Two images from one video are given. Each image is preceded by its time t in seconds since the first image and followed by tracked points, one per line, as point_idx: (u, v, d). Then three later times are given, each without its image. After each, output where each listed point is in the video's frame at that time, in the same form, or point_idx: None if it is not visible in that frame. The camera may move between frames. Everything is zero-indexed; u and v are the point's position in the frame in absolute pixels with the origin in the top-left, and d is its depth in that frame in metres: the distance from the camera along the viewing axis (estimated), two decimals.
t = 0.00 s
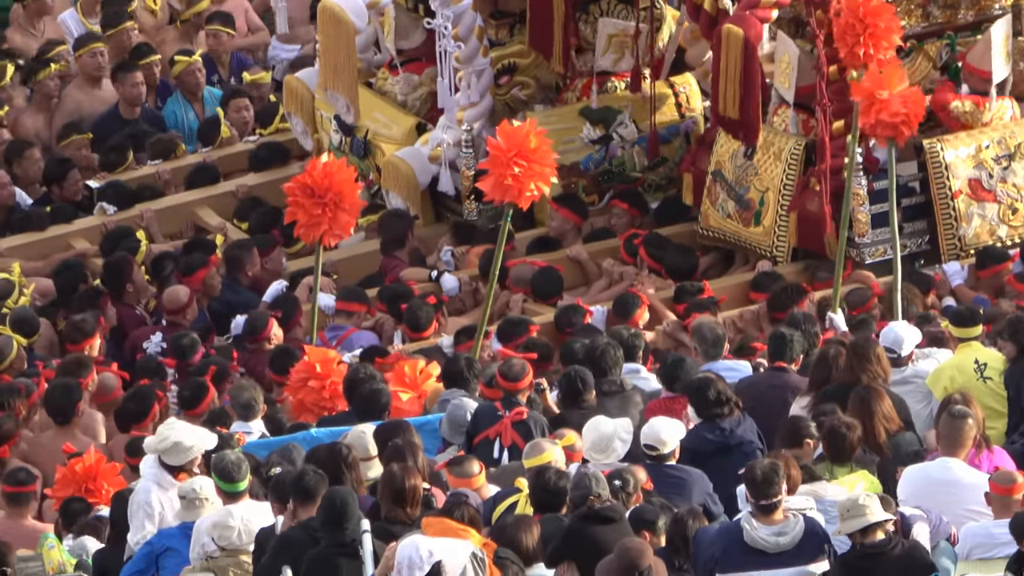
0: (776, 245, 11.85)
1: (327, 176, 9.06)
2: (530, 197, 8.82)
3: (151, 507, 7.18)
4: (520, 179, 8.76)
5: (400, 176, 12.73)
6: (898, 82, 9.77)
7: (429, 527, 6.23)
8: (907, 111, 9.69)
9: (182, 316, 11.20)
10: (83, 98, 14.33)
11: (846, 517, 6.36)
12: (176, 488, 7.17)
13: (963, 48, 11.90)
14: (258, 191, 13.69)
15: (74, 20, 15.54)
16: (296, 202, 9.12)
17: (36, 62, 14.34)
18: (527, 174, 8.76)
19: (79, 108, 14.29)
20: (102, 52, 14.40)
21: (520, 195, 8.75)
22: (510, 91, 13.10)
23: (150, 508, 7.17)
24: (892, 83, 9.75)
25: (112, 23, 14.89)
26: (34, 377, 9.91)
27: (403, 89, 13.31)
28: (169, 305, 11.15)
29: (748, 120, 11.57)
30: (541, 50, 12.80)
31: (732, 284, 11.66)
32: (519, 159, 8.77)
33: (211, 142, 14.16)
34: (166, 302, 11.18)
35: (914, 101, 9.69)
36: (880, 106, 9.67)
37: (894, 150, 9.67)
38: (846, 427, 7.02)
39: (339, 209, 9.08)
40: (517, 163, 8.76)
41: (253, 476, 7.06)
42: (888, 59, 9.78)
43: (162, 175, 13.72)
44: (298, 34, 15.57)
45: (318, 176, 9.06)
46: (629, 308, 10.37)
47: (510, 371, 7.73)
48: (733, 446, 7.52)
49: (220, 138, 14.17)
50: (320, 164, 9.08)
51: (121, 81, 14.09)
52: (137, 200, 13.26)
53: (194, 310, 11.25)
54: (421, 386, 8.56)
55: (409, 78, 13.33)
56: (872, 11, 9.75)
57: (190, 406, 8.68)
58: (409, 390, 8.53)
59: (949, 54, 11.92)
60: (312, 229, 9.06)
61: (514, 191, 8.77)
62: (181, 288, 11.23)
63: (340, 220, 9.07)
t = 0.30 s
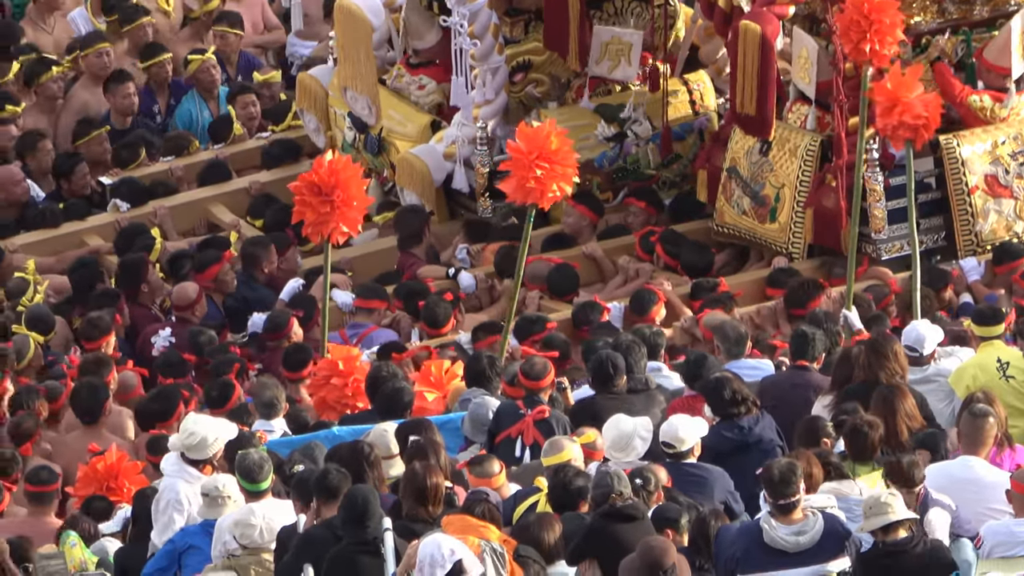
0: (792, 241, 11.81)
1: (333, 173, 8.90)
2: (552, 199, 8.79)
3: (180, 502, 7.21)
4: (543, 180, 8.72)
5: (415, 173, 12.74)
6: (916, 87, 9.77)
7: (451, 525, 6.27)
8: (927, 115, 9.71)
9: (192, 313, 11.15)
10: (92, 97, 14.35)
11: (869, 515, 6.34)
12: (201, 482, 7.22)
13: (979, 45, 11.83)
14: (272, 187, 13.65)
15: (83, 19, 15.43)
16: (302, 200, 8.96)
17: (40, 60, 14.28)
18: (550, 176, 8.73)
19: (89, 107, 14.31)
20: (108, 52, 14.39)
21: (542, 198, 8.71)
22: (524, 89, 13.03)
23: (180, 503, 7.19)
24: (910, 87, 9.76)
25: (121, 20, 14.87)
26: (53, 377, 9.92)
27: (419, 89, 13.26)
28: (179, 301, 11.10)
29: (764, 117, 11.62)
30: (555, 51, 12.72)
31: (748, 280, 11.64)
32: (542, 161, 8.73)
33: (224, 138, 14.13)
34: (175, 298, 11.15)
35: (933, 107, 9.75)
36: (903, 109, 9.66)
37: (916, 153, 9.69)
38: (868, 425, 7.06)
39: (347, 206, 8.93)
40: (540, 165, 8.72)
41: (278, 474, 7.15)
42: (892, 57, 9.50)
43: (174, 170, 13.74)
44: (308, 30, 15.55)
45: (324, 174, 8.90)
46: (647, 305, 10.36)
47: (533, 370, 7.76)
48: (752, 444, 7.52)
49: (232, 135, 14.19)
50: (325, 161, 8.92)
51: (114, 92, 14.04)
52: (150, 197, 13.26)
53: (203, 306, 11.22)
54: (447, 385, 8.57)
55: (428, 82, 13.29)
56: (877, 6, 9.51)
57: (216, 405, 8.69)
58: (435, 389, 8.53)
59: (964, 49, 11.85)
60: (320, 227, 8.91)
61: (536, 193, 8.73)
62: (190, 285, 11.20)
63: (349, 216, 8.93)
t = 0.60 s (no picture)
0: (803, 241, 11.80)
1: (341, 176, 8.89)
2: (610, 213, 8.85)
3: (199, 501, 7.23)
4: (608, 197, 8.79)
5: (424, 173, 12.71)
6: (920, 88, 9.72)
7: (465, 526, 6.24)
8: (937, 114, 9.69)
9: (199, 312, 11.22)
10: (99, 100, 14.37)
11: (886, 517, 6.39)
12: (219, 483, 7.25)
13: (987, 44, 11.92)
14: (280, 189, 13.67)
15: (94, 21, 15.43)
16: (311, 204, 8.96)
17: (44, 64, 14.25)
18: (615, 193, 8.79)
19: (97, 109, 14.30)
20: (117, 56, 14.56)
21: (604, 213, 8.78)
22: (534, 89, 12.96)
23: (200, 504, 7.21)
24: (913, 89, 9.71)
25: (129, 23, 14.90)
26: (67, 380, 9.94)
27: (425, 93, 13.30)
28: (185, 301, 11.17)
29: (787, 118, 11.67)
30: (566, 52, 12.72)
31: (760, 280, 11.63)
32: (608, 177, 8.79)
33: (232, 140, 14.16)
34: (181, 298, 11.20)
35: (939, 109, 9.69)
36: (913, 107, 9.66)
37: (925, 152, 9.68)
38: (885, 428, 7.09)
39: (356, 208, 8.93)
40: (605, 180, 8.78)
41: (296, 477, 7.18)
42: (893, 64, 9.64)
43: (184, 172, 13.75)
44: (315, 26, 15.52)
45: (332, 177, 8.90)
46: (660, 304, 10.37)
47: (548, 372, 7.78)
48: (766, 446, 7.51)
49: (240, 136, 14.19)
50: (332, 164, 8.91)
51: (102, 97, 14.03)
52: (159, 198, 13.26)
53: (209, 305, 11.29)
54: (462, 387, 8.55)
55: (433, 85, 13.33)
56: (877, 10, 9.64)
57: (234, 408, 8.72)
58: (450, 392, 8.54)
59: (974, 50, 11.90)
60: (328, 231, 8.90)
61: (598, 208, 8.79)
62: (195, 284, 11.26)
63: (359, 217, 8.93)
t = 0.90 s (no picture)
0: (817, 243, 11.78)
1: (360, 184, 8.89)
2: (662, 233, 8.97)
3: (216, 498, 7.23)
4: (661, 216, 8.92)
5: (437, 177, 12.71)
6: (937, 73, 9.75)
7: (483, 534, 6.26)
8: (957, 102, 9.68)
9: (211, 313, 11.24)
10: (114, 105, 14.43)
11: (905, 523, 6.36)
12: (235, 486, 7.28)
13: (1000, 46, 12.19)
14: (292, 192, 13.71)
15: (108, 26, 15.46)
16: (330, 212, 8.95)
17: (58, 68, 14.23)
18: (668, 212, 8.93)
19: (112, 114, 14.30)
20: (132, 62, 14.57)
21: (656, 230, 8.90)
22: (546, 92, 13.01)
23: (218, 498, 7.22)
24: (933, 74, 9.76)
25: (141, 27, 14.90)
26: (83, 385, 9.93)
27: (440, 92, 13.30)
28: (195, 302, 11.19)
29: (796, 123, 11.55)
30: (577, 52, 12.68)
31: (773, 283, 11.63)
32: (662, 196, 8.93)
33: (245, 143, 14.17)
34: (193, 299, 11.24)
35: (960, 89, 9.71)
36: (931, 95, 9.65)
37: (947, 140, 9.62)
38: (902, 436, 7.10)
39: (374, 217, 8.92)
40: (660, 200, 8.92)
41: (314, 482, 7.20)
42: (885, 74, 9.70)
43: (196, 175, 13.73)
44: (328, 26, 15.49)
45: (351, 185, 8.90)
46: (674, 306, 10.37)
47: (565, 380, 7.79)
48: (782, 453, 7.51)
49: (253, 140, 14.22)
50: (351, 174, 8.91)
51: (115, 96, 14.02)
52: (172, 201, 13.26)
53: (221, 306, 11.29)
54: (478, 395, 8.57)
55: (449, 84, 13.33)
56: (871, 18, 9.71)
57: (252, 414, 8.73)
58: (466, 399, 8.55)
59: (986, 53, 12.17)
60: (349, 239, 8.87)
61: (650, 225, 8.91)
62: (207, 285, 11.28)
63: (379, 225, 8.92)
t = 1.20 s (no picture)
0: (827, 247, 11.77)
1: (389, 196, 8.88)
2: (656, 231, 8.83)
3: (220, 505, 7.24)
4: (649, 212, 8.77)
5: (447, 182, 12.65)
6: (943, 68, 9.76)
7: (496, 543, 6.28)
8: (955, 103, 9.67)
9: (226, 321, 11.27)
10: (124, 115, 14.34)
11: (923, 529, 6.38)
12: (243, 492, 7.30)
13: (1011, 51, 12.19)
14: (301, 197, 13.73)
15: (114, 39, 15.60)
16: (358, 220, 8.95)
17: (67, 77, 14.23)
18: (657, 208, 8.78)
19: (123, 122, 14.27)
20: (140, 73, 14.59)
21: (648, 228, 8.76)
22: (556, 97, 12.96)
23: (224, 505, 7.23)
24: (939, 69, 9.75)
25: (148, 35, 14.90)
26: (94, 392, 9.93)
27: (451, 92, 13.24)
28: (212, 310, 11.23)
29: (801, 125, 11.48)
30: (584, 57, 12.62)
31: (784, 288, 11.63)
32: (649, 192, 8.78)
33: (254, 149, 14.18)
34: (208, 307, 11.28)
35: (962, 88, 9.72)
36: (930, 100, 9.65)
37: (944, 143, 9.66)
38: (915, 445, 7.17)
39: (401, 227, 8.91)
40: (647, 196, 8.77)
41: (327, 492, 7.19)
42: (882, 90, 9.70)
43: (204, 181, 13.75)
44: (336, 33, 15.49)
45: (380, 195, 8.89)
46: (686, 313, 10.37)
47: (578, 389, 7.82)
48: (794, 462, 7.50)
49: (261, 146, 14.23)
50: (382, 184, 8.90)
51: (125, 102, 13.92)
52: (181, 207, 13.25)
53: (237, 314, 11.36)
54: (491, 405, 8.58)
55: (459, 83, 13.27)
56: (870, 36, 9.73)
57: (266, 422, 8.73)
58: (478, 408, 8.57)
59: (997, 57, 12.20)
60: (376, 250, 8.89)
61: (641, 224, 8.78)
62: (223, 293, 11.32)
63: (404, 239, 8.90)
